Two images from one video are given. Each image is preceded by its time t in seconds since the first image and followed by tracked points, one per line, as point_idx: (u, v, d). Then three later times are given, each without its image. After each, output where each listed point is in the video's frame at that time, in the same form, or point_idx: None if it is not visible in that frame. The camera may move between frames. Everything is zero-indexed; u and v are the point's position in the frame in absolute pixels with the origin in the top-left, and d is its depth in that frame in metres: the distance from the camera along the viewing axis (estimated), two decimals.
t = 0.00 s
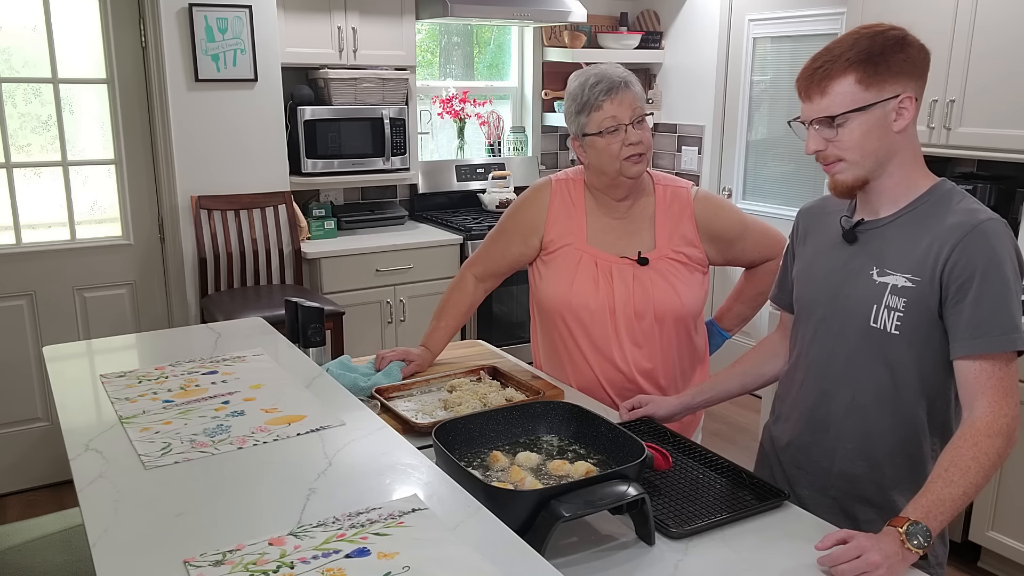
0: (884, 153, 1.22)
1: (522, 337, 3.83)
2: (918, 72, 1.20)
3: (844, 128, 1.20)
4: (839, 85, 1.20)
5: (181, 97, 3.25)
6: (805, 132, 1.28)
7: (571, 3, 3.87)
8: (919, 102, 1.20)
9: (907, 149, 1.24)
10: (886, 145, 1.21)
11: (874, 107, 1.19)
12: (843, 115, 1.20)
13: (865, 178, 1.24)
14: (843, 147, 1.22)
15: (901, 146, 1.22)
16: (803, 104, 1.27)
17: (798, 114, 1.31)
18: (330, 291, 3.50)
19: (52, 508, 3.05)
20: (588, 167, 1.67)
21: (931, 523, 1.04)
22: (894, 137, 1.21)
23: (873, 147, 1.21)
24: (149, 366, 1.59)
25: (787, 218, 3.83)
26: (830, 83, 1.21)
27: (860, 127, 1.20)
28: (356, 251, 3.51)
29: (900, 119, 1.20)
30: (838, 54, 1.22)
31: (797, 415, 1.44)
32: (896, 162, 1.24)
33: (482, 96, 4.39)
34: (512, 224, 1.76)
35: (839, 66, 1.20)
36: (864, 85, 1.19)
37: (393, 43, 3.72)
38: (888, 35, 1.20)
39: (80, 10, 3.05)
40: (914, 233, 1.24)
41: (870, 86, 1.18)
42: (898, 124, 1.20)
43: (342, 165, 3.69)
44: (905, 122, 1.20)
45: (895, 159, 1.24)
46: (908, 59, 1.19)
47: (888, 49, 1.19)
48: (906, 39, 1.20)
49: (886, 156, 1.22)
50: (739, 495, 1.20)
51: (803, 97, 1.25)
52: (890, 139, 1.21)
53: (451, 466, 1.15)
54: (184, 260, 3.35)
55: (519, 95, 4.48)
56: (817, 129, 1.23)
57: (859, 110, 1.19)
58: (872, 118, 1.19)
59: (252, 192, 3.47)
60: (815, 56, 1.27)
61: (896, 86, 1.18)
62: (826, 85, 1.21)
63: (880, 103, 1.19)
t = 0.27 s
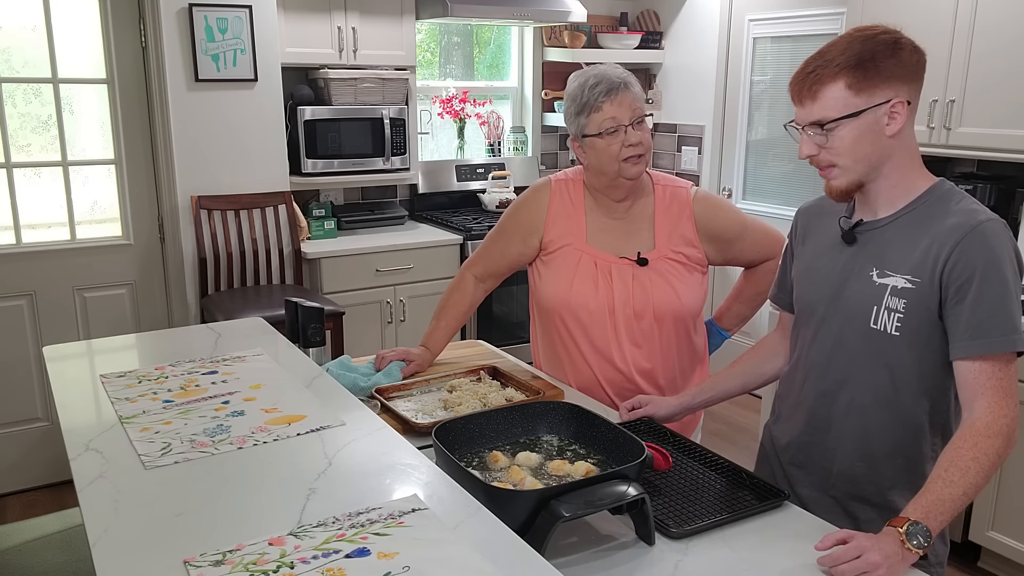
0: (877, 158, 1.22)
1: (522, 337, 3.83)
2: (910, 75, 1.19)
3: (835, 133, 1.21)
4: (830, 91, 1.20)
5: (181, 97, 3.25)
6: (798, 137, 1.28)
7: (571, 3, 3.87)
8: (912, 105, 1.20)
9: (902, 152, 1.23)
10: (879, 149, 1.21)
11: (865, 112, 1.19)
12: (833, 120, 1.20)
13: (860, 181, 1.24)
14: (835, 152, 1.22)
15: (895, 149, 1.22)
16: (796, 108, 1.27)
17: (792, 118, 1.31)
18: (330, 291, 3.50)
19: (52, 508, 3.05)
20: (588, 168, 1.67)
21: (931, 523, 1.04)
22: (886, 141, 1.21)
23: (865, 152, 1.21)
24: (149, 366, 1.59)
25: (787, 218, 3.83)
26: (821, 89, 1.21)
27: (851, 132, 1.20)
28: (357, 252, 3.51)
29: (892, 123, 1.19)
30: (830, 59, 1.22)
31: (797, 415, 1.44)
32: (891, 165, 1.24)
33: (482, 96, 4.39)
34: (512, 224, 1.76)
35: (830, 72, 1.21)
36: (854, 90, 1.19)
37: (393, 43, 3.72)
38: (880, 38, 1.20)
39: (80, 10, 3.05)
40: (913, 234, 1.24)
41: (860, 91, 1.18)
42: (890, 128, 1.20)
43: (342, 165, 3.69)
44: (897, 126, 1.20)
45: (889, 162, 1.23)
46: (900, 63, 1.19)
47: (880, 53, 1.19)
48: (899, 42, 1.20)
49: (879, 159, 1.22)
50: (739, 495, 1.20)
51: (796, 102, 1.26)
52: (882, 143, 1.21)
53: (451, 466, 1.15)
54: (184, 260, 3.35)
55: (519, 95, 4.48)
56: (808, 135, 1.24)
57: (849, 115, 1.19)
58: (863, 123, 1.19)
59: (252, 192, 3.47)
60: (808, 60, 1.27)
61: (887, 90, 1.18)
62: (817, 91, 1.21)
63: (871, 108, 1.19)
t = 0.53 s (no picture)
0: (867, 161, 1.22)
1: (522, 337, 3.83)
2: (902, 80, 1.19)
3: (822, 137, 1.22)
4: (818, 95, 1.21)
5: (181, 97, 3.25)
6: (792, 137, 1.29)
7: (571, 3, 3.87)
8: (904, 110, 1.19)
9: (896, 155, 1.23)
10: (868, 153, 1.21)
11: (851, 118, 1.19)
12: (820, 125, 1.21)
13: (851, 183, 1.25)
14: (823, 155, 1.23)
15: (886, 153, 1.22)
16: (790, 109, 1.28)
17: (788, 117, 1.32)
18: (331, 291, 3.50)
19: (52, 508, 3.05)
20: (587, 169, 1.67)
21: (931, 523, 1.04)
22: (876, 146, 1.21)
23: (853, 156, 1.21)
24: (149, 366, 1.59)
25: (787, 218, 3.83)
26: (810, 92, 1.22)
27: (837, 136, 1.20)
28: (357, 252, 3.51)
29: (881, 128, 1.19)
30: (821, 63, 1.22)
31: (798, 415, 1.44)
32: (884, 167, 1.24)
33: (482, 96, 4.39)
34: (512, 224, 1.76)
35: (819, 76, 1.21)
36: (841, 95, 1.19)
37: (393, 43, 3.72)
38: (871, 42, 1.19)
39: (80, 10, 3.05)
40: (913, 234, 1.24)
41: (847, 97, 1.19)
42: (878, 133, 1.20)
43: (342, 165, 3.69)
44: (887, 131, 1.20)
45: (882, 165, 1.23)
46: (890, 68, 1.18)
47: (870, 57, 1.18)
48: (890, 45, 1.19)
49: (871, 162, 1.23)
50: (739, 495, 1.20)
51: (788, 104, 1.26)
52: (872, 147, 1.21)
53: (451, 466, 1.15)
54: (184, 260, 3.35)
55: (519, 95, 4.48)
56: (798, 137, 1.25)
57: (836, 120, 1.20)
58: (851, 128, 1.20)
59: (252, 192, 3.47)
60: (803, 62, 1.27)
61: (874, 96, 1.18)
62: (804, 95, 1.22)
63: (858, 113, 1.19)
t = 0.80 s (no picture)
0: (873, 158, 1.22)
1: (522, 337, 3.83)
2: (904, 77, 1.19)
3: (829, 136, 1.21)
4: (822, 94, 1.20)
5: (181, 97, 3.25)
6: (794, 140, 1.28)
7: (571, 3, 3.87)
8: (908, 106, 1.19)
9: (900, 152, 1.23)
10: (874, 150, 1.21)
11: (858, 115, 1.19)
12: (827, 124, 1.20)
13: (856, 182, 1.24)
14: (830, 154, 1.22)
15: (890, 150, 1.22)
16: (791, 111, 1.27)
17: (788, 120, 1.31)
18: (331, 291, 3.50)
19: (52, 508, 3.05)
20: (588, 169, 1.67)
21: (931, 523, 1.04)
22: (882, 142, 1.20)
23: (860, 154, 1.21)
24: (149, 366, 1.59)
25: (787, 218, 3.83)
26: (814, 91, 1.21)
27: (845, 134, 1.20)
28: (357, 252, 3.51)
29: (886, 124, 1.19)
30: (822, 63, 1.22)
31: (798, 415, 1.44)
32: (887, 165, 1.23)
33: (482, 96, 4.39)
34: (512, 224, 1.76)
35: (822, 75, 1.21)
36: (846, 93, 1.19)
37: (393, 43, 3.72)
38: (872, 40, 1.20)
39: (80, 10, 3.05)
40: (913, 234, 1.24)
41: (853, 94, 1.18)
42: (884, 129, 1.19)
43: (342, 165, 3.69)
44: (892, 128, 1.20)
45: (885, 164, 1.23)
46: (893, 65, 1.18)
47: (873, 55, 1.19)
48: (892, 43, 1.19)
49: (875, 161, 1.22)
50: (739, 495, 1.20)
51: (790, 106, 1.26)
52: (877, 144, 1.20)
53: (451, 466, 1.15)
54: (184, 260, 3.35)
55: (519, 95, 4.48)
56: (803, 137, 1.24)
57: (842, 118, 1.19)
58: (857, 125, 1.19)
59: (252, 192, 3.47)
60: (803, 63, 1.27)
61: (880, 92, 1.18)
62: (809, 94, 1.21)
63: (864, 110, 1.18)
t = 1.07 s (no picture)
0: (877, 159, 1.22)
1: (522, 337, 3.83)
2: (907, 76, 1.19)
3: (834, 137, 1.20)
4: (828, 94, 1.20)
5: (181, 97, 3.25)
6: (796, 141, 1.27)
7: (571, 3, 3.87)
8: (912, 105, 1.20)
9: (902, 152, 1.23)
10: (878, 150, 1.21)
11: (863, 115, 1.18)
12: (832, 124, 1.20)
13: (860, 182, 1.24)
14: (835, 155, 1.21)
15: (894, 150, 1.22)
16: (794, 112, 1.27)
17: (788, 120, 1.31)
18: (331, 291, 3.50)
19: (52, 508, 3.05)
20: (588, 170, 1.67)
21: (931, 523, 1.04)
22: (886, 142, 1.21)
23: (865, 154, 1.21)
24: (149, 366, 1.59)
25: (787, 218, 3.83)
26: (818, 92, 1.21)
27: (850, 135, 1.19)
28: (357, 252, 3.51)
29: (891, 124, 1.19)
30: (824, 63, 1.22)
31: (798, 415, 1.44)
32: (890, 165, 1.24)
33: (482, 96, 4.39)
34: (512, 225, 1.76)
35: (826, 76, 1.20)
36: (851, 93, 1.18)
37: (393, 42, 3.72)
38: (874, 40, 1.20)
39: (80, 10, 3.05)
40: (915, 234, 1.24)
41: (858, 94, 1.18)
42: (888, 129, 1.19)
43: (342, 165, 3.69)
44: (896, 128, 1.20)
45: (888, 164, 1.23)
46: (897, 64, 1.18)
47: (876, 55, 1.18)
48: (895, 43, 1.20)
49: (879, 160, 1.22)
50: (739, 494, 1.20)
51: (793, 106, 1.25)
52: (881, 144, 1.21)
53: (451, 466, 1.15)
54: (184, 260, 3.35)
55: (519, 95, 4.48)
56: (807, 139, 1.23)
57: (848, 118, 1.19)
58: (862, 125, 1.19)
59: (252, 192, 3.47)
60: (804, 64, 1.27)
61: (885, 91, 1.18)
62: (814, 94, 1.20)
63: (869, 110, 1.18)
